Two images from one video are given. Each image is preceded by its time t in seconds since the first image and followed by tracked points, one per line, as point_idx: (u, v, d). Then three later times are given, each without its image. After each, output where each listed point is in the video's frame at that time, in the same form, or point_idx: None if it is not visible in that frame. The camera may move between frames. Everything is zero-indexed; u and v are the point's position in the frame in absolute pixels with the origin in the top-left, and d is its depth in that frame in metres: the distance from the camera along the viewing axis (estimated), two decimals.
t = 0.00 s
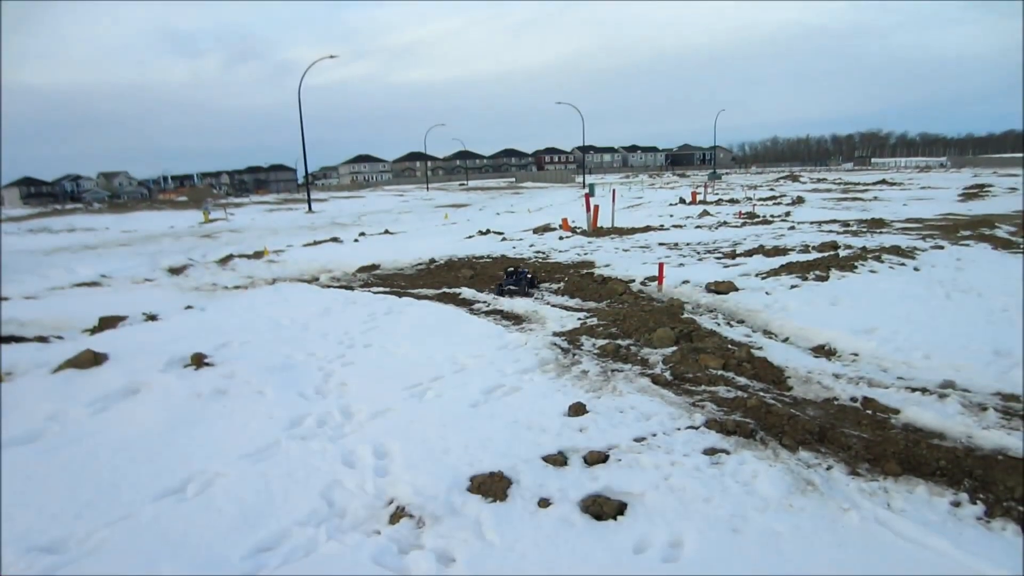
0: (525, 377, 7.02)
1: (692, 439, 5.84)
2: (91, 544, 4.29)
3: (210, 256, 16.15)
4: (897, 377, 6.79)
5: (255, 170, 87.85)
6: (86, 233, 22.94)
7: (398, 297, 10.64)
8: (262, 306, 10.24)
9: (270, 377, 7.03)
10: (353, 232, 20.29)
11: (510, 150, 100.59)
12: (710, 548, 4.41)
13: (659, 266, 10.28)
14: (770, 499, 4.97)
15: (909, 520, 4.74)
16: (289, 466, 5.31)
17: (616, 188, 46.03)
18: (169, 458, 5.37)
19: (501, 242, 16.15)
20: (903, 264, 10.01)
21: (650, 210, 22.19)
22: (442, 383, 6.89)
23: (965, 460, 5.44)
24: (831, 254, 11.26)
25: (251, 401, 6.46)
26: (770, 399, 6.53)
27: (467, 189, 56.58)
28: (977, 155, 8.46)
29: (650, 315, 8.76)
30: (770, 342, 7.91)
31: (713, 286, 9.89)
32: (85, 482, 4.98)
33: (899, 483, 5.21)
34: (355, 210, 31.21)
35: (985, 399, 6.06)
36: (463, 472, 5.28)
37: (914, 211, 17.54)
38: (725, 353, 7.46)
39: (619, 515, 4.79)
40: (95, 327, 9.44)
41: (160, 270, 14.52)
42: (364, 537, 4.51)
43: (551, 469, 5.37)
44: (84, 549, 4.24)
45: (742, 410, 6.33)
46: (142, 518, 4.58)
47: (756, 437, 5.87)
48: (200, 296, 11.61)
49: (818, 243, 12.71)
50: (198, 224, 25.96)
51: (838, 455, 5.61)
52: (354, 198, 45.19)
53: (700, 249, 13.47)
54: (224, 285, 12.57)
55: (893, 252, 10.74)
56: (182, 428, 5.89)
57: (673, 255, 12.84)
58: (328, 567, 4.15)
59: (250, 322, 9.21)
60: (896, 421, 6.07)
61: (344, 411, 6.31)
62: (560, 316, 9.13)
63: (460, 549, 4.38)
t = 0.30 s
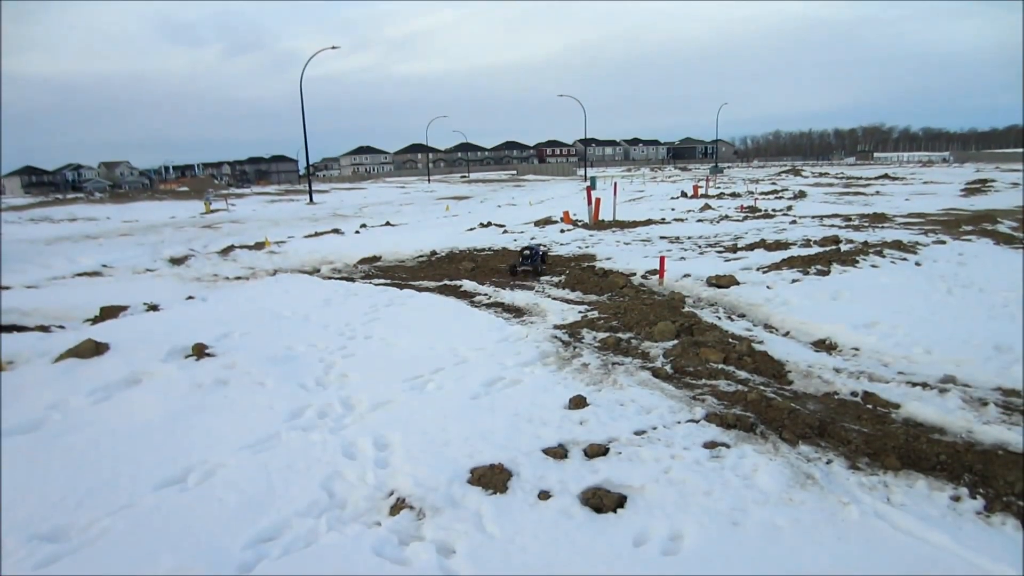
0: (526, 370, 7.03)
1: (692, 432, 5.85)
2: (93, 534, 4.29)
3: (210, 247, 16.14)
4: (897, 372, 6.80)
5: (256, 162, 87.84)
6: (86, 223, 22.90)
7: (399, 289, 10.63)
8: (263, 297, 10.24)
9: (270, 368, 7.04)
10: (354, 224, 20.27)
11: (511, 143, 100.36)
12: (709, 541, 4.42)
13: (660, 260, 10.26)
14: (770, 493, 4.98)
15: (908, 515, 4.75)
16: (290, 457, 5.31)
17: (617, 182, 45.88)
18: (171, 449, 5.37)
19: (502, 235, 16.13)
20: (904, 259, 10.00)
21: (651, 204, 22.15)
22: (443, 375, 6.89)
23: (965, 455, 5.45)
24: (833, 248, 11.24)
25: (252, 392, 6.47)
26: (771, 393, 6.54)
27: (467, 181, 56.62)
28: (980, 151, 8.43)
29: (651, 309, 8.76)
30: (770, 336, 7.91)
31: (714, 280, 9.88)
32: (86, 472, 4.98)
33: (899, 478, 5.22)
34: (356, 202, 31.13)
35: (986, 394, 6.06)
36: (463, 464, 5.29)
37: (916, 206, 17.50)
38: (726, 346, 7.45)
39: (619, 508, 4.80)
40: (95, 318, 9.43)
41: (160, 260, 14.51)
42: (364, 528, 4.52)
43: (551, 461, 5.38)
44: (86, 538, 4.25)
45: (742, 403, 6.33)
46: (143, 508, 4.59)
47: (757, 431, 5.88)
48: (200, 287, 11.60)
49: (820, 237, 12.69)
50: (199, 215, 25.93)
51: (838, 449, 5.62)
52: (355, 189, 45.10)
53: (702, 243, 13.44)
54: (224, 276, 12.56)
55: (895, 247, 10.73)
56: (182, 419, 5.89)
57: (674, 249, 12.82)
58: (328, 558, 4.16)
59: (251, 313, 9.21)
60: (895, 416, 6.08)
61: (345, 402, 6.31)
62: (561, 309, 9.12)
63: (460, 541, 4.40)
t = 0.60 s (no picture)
0: (528, 367, 7.03)
1: (694, 430, 5.84)
2: (95, 529, 4.30)
3: (212, 243, 16.16)
4: (900, 371, 6.79)
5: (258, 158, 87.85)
6: (89, 219, 22.93)
7: (401, 286, 10.63)
8: (265, 293, 10.24)
9: (273, 364, 7.04)
10: (356, 220, 20.26)
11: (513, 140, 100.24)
12: (711, 539, 4.43)
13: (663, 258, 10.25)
14: (772, 491, 4.98)
15: (910, 514, 4.75)
16: (292, 454, 5.32)
17: (619, 179, 45.80)
18: (173, 445, 5.38)
19: (504, 232, 16.13)
20: (907, 258, 9.97)
21: (653, 201, 22.11)
22: (445, 372, 6.89)
23: (968, 454, 5.44)
24: (836, 246, 11.22)
25: (254, 388, 6.48)
26: (774, 391, 6.53)
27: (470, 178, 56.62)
28: (983, 149, 8.41)
29: (654, 306, 8.74)
30: (773, 335, 7.90)
31: (716, 278, 9.86)
32: (89, 467, 4.99)
33: (902, 477, 5.22)
34: (358, 198, 31.14)
35: (989, 393, 6.05)
36: (465, 461, 5.30)
37: (919, 205, 17.45)
38: (729, 344, 7.44)
39: (621, 505, 4.81)
40: (98, 313, 9.45)
41: (162, 256, 14.54)
42: (366, 524, 4.53)
43: (553, 459, 5.38)
44: (89, 533, 4.26)
45: (744, 401, 6.32)
46: (146, 504, 4.60)
47: (759, 429, 5.88)
48: (203, 283, 11.61)
49: (823, 235, 12.65)
50: (201, 211, 25.96)
51: (840, 448, 5.62)
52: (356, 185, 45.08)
53: (704, 241, 13.42)
54: (227, 272, 12.57)
55: (898, 246, 10.70)
56: (185, 415, 5.89)
57: (676, 246, 12.80)
58: (331, 554, 4.17)
59: (253, 309, 9.22)
60: (898, 415, 6.07)
61: (347, 398, 6.32)
62: (563, 307, 9.11)
63: (462, 538, 4.41)
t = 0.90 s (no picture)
0: (529, 361, 7.04)
1: (694, 423, 5.86)
2: (97, 526, 4.34)
3: (212, 240, 16.18)
4: (900, 362, 6.80)
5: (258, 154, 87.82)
6: (89, 216, 22.95)
7: (401, 282, 10.65)
8: (265, 289, 10.27)
9: (273, 360, 7.07)
10: (356, 216, 20.26)
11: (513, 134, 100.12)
12: (712, 532, 4.45)
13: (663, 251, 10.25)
14: (772, 483, 5.01)
15: (911, 505, 4.77)
16: (293, 449, 5.34)
17: (619, 172, 45.77)
18: (174, 441, 5.41)
19: (504, 226, 16.12)
20: (908, 249, 9.96)
21: (653, 194, 22.07)
22: (445, 367, 6.91)
23: (968, 445, 5.46)
24: (836, 238, 11.20)
25: (255, 384, 6.50)
26: (774, 383, 6.54)
27: (470, 173, 56.64)
28: (984, 140, 8.38)
29: (654, 299, 8.75)
30: (773, 327, 7.91)
31: (716, 271, 9.86)
32: (90, 464, 5.02)
33: (902, 468, 5.24)
34: (358, 194, 31.13)
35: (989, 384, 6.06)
36: (466, 455, 5.32)
37: (920, 196, 17.42)
38: (729, 337, 7.45)
39: (621, 498, 4.84)
40: (98, 310, 9.47)
41: (163, 253, 14.56)
42: (367, 519, 4.55)
43: (553, 453, 5.40)
44: (91, 530, 4.30)
45: (745, 394, 6.33)
46: (147, 500, 4.63)
47: (759, 421, 5.90)
48: (203, 279, 11.63)
49: (823, 228, 12.64)
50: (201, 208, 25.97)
51: (840, 440, 5.64)
52: (356, 181, 44.99)
53: (704, 234, 13.41)
54: (227, 269, 12.59)
55: (898, 237, 10.68)
56: (186, 411, 5.92)
57: (677, 239, 12.80)
58: (332, 549, 4.20)
59: (253, 305, 9.24)
60: (898, 406, 6.09)
61: (348, 394, 6.34)
62: (563, 301, 9.12)
63: (463, 532, 4.44)
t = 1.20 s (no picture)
0: (528, 357, 7.05)
1: (694, 416, 5.88)
2: (98, 527, 4.36)
3: (211, 239, 16.18)
4: (899, 354, 6.81)
5: (257, 153, 87.75)
6: (87, 217, 22.94)
7: (400, 279, 10.65)
8: (264, 288, 10.27)
9: (273, 359, 7.08)
10: (355, 214, 20.24)
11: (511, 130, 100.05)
12: (711, 524, 4.48)
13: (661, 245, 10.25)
14: (772, 475, 5.04)
15: (910, 495, 4.79)
16: (294, 448, 5.36)
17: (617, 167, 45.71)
18: (174, 441, 5.42)
19: (503, 223, 16.10)
20: (906, 241, 9.96)
21: (651, 189, 22.07)
22: (445, 363, 6.92)
23: (967, 434, 5.48)
24: (835, 231, 11.20)
25: (255, 383, 6.51)
26: (773, 376, 6.56)
27: (468, 169, 56.62)
28: (982, 131, 8.37)
29: (652, 294, 8.75)
30: (772, 320, 7.91)
31: (715, 265, 9.86)
32: (90, 466, 5.04)
33: (901, 458, 5.27)
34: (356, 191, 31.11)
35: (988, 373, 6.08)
36: (466, 451, 5.35)
37: (918, 187, 17.41)
38: (728, 330, 7.45)
39: (621, 492, 4.87)
40: (97, 311, 9.49)
41: (161, 253, 14.56)
42: (368, 516, 4.58)
43: (553, 448, 5.43)
44: (92, 531, 4.32)
45: (744, 386, 6.34)
46: (148, 500, 4.65)
47: (759, 414, 5.91)
48: (202, 279, 11.64)
49: (822, 220, 12.63)
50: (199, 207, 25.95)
51: (840, 431, 5.66)
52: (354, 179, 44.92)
53: (703, 227, 13.40)
54: (226, 268, 12.59)
55: (897, 229, 10.68)
56: (186, 411, 5.94)
57: (675, 234, 12.80)
58: (334, 547, 4.22)
59: (252, 304, 9.25)
60: (897, 397, 6.10)
61: (348, 391, 6.35)
62: (562, 296, 9.13)
63: (464, 528, 4.47)
